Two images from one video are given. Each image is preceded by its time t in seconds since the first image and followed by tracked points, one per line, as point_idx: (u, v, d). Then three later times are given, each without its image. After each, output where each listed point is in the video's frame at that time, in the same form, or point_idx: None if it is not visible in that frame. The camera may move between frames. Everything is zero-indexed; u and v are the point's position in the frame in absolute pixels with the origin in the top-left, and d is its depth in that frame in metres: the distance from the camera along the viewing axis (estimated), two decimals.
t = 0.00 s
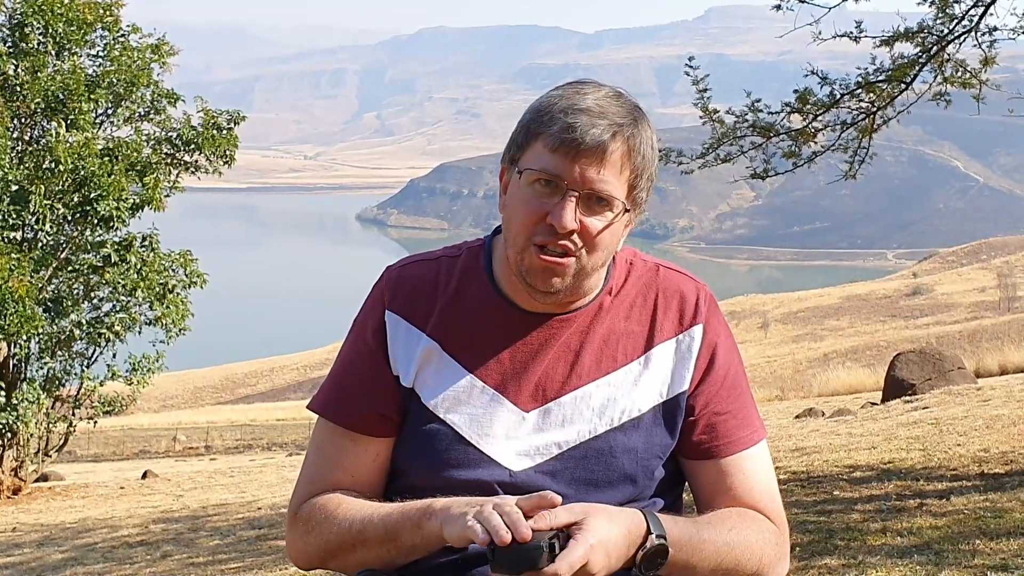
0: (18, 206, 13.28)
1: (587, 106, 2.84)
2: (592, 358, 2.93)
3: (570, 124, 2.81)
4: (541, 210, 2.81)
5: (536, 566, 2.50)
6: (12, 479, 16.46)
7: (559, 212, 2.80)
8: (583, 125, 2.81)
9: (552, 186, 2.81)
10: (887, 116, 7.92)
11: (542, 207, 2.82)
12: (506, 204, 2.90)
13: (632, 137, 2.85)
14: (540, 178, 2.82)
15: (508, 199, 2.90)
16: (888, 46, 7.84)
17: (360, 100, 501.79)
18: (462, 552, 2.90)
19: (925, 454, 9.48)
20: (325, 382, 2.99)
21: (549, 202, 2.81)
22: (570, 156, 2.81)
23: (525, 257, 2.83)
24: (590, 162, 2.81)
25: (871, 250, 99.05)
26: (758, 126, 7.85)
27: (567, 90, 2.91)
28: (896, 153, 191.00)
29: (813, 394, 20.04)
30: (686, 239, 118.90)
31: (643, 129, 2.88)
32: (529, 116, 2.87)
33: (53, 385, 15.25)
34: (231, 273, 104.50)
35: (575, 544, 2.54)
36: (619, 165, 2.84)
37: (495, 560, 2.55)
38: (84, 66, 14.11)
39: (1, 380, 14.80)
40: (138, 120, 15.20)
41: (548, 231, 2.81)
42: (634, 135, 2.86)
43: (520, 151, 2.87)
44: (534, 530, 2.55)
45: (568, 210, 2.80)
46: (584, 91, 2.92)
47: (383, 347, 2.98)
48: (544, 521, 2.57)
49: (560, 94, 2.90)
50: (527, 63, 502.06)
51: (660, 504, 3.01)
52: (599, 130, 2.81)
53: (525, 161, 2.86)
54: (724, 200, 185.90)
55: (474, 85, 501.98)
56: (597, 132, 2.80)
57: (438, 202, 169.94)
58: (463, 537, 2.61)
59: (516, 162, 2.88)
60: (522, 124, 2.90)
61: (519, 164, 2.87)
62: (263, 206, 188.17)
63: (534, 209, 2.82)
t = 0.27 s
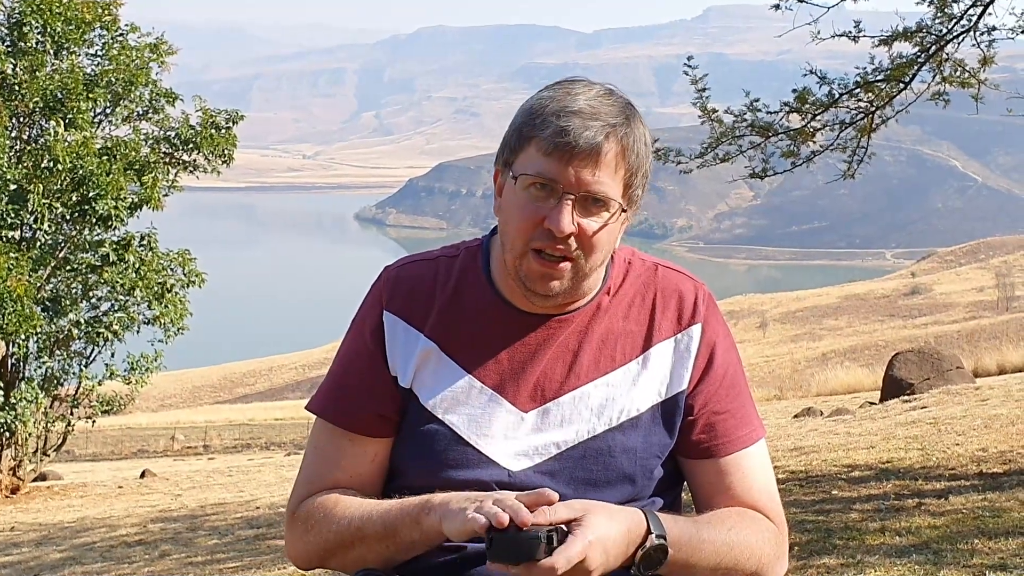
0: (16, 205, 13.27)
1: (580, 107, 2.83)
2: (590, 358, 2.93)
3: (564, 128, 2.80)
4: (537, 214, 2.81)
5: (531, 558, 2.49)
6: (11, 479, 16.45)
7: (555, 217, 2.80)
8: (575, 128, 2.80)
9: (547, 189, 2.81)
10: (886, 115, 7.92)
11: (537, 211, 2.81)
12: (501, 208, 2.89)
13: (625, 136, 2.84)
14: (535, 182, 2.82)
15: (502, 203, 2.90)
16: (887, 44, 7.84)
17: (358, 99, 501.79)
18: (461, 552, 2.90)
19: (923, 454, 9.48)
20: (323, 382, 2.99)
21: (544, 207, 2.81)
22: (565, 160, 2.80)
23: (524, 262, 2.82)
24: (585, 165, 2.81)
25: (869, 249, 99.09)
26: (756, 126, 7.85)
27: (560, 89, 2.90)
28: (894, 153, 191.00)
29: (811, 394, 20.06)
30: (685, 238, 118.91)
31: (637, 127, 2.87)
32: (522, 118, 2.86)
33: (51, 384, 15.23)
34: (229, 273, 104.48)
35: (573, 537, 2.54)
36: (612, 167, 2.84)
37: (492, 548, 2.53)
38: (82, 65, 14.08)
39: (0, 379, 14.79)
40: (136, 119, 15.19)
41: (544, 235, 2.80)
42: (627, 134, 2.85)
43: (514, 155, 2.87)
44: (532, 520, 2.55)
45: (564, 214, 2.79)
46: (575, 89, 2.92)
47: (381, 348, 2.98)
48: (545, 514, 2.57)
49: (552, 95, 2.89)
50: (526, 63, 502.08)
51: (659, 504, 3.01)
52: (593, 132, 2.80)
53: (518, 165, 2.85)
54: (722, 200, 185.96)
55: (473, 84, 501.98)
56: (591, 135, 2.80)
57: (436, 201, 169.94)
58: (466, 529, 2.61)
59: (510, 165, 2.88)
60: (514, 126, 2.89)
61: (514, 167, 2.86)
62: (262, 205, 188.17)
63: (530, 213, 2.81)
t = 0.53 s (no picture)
0: (15, 204, 13.27)
1: (577, 108, 2.83)
2: (589, 357, 2.93)
3: (562, 128, 2.80)
4: (537, 213, 2.81)
5: (534, 561, 2.47)
6: (10, 478, 16.43)
7: (555, 217, 2.80)
8: (574, 128, 2.80)
9: (546, 189, 2.81)
10: (884, 114, 7.92)
11: (538, 210, 2.81)
12: (499, 208, 2.89)
13: (624, 135, 2.84)
14: (535, 182, 2.81)
15: (502, 203, 2.89)
16: (886, 44, 7.84)
17: (357, 99, 501.92)
18: (461, 549, 2.90)
19: (921, 454, 9.48)
20: (323, 379, 2.99)
21: (543, 206, 2.81)
22: (563, 160, 2.80)
23: (524, 261, 2.82)
24: (583, 165, 2.81)
25: (869, 249, 99.14)
26: (756, 125, 7.84)
27: (557, 90, 2.90)
28: (893, 152, 191.03)
29: (810, 392, 20.09)
30: (684, 238, 118.95)
31: (635, 126, 2.87)
32: (520, 117, 2.86)
33: (50, 383, 15.23)
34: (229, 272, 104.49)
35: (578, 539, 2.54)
36: (611, 166, 2.84)
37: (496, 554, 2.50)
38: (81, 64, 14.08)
39: None
40: (136, 118, 15.18)
41: (545, 235, 2.80)
42: (624, 133, 2.85)
43: (512, 156, 2.87)
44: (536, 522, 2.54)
45: (564, 215, 2.80)
46: (573, 88, 2.92)
47: (381, 345, 2.97)
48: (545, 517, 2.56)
49: (551, 93, 2.88)
50: (525, 62, 502.11)
51: (658, 502, 3.01)
52: (592, 132, 2.80)
53: (517, 164, 2.85)
54: (721, 199, 185.97)
55: (472, 84, 502.07)
56: (589, 135, 2.80)
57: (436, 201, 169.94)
58: (463, 515, 2.59)
59: (509, 166, 2.87)
60: (512, 125, 2.89)
61: (512, 168, 2.86)
62: (261, 204, 188.21)
63: (530, 212, 2.81)
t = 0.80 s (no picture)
0: (14, 204, 13.28)
1: (569, 104, 2.84)
2: (591, 358, 2.93)
3: (553, 124, 2.80)
4: (535, 211, 2.81)
5: (531, 561, 2.47)
6: (8, 478, 16.43)
7: (553, 212, 2.79)
8: (566, 123, 2.80)
9: (541, 186, 2.81)
10: (884, 114, 7.93)
11: (536, 207, 2.81)
12: (498, 209, 2.89)
13: (616, 128, 2.85)
14: (530, 180, 2.82)
15: (498, 204, 2.90)
16: (884, 44, 7.84)
17: (356, 98, 501.93)
18: (462, 549, 2.90)
19: (921, 453, 9.48)
20: (321, 382, 3.01)
21: (541, 204, 2.81)
22: (556, 155, 2.80)
23: (526, 262, 2.82)
24: (576, 159, 2.81)
25: (868, 249, 99.15)
26: (755, 125, 7.84)
27: (551, 86, 2.90)
28: (892, 152, 191.19)
29: (809, 392, 20.11)
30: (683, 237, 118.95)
31: (627, 122, 2.88)
32: (514, 116, 2.88)
33: (49, 383, 15.23)
34: (228, 272, 104.45)
35: (575, 541, 2.53)
36: (605, 159, 2.84)
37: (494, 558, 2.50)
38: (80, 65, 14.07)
39: None
40: (135, 118, 15.17)
41: (543, 234, 2.80)
42: (617, 126, 2.85)
43: (507, 156, 2.87)
44: (536, 525, 2.56)
45: (562, 210, 2.79)
46: (564, 86, 2.93)
47: (381, 348, 2.98)
48: (542, 518, 2.58)
49: (543, 92, 2.90)
50: (524, 62, 502.08)
51: (658, 503, 3.01)
52: (583, 127, 2.81)
53: (512, 165, 2.85)
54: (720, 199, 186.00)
55: (471, 84, 502.06)
56: (582, 129, 2.80)
57: (435, 200, 169.88)
58: (459, 509, 2.60)
59: (504, 166, 2.87)
60: (506, 126, 2.90)
61: (507, 167, 2.86)
62: (260, 204, 188.16)
63: (527, 210, 2.81)
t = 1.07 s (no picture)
0: (13, 204, 13.27)
1: (533, 96, 2.86)
2: (592, 356, 2.93)
3: (520, 116, 2.83)
4: (517, 205, 2.80)
5: (548, 569, 2.42)
6: (8, 478, 16.43)
7: (535, 204, 2.79)
8: (532, 114, 2.83)
9: (518, 182, 2.82)
10: (883, 113, 7.93)
11: (517, 202, 2.81)
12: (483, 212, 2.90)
13: (584, 111, 2.87)
14: (509, 176, 2.82)
15: (483, 205, 2.91)
16: (884, 43, 7.83)
17: (355, 98, 502.00)
18: (464, 547, 2.89)
19: (920, 452, 9.49)
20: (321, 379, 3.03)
21: (523, 197, 2.81)
22: (528, 147, 2.82)
23: (519, 261, 2.81)
24: (548, 146, 2.82)
25: (867, 248, 99.17)
26: (753, 125, 7.87)
27: (515, 87, 2.94)
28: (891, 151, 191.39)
29: (809, 391, 20.14)
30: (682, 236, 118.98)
31: (595, 105, 2.89)
32: (483, 122, 2.91)
33: (48, 383, 15.23)
34: (227, 271, 104.44)
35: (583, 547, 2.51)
36: (580, 142, 2.85)
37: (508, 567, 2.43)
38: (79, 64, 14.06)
39: None
40: (134, 118, 15.16)
41: (530, 228, 2.79)
42: (585, 109, 2.87)
43: (486, 159, 2.89)
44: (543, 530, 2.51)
45: (543, 200, 2.79)
46: (531, 82, 2.96)
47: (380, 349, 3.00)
48: (551, 522, 2.53)
49: (511, 92, 2.92)
50: (523, 62, 502.10)
51: (661, 502, 3.01)
52: (549, 114, 2.84)
53: (491, 165, 2.87)
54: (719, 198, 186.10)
55: (470, 83, 502.08)
56: (547, 116, 2.83)
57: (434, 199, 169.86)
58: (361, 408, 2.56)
59: (484, 169, 2.89)
60: (481, 129, 2.93)
61: (487, 169, 2.88)
62: (259, 204, 188.16)
63: (507, 207, 2.81)
